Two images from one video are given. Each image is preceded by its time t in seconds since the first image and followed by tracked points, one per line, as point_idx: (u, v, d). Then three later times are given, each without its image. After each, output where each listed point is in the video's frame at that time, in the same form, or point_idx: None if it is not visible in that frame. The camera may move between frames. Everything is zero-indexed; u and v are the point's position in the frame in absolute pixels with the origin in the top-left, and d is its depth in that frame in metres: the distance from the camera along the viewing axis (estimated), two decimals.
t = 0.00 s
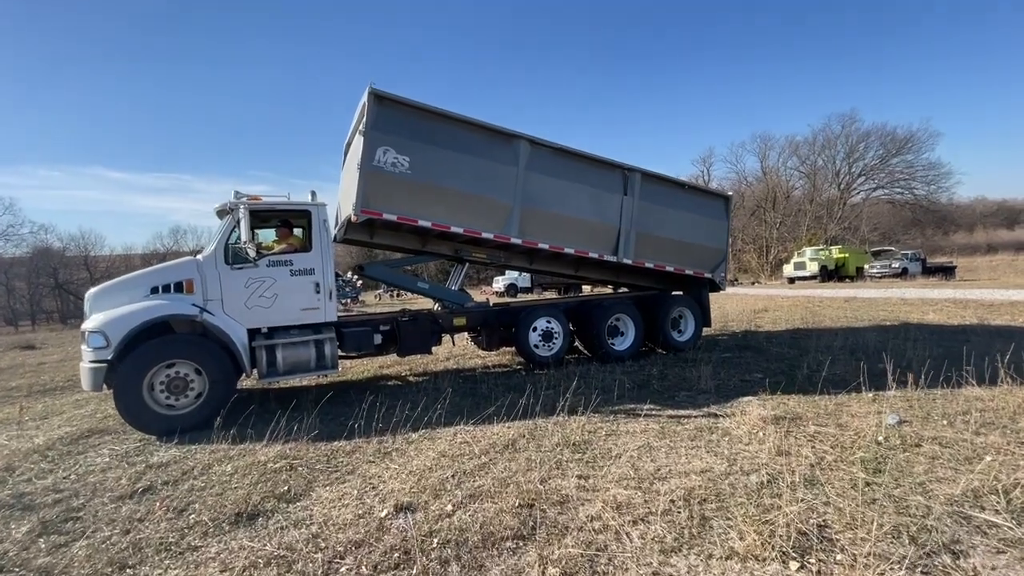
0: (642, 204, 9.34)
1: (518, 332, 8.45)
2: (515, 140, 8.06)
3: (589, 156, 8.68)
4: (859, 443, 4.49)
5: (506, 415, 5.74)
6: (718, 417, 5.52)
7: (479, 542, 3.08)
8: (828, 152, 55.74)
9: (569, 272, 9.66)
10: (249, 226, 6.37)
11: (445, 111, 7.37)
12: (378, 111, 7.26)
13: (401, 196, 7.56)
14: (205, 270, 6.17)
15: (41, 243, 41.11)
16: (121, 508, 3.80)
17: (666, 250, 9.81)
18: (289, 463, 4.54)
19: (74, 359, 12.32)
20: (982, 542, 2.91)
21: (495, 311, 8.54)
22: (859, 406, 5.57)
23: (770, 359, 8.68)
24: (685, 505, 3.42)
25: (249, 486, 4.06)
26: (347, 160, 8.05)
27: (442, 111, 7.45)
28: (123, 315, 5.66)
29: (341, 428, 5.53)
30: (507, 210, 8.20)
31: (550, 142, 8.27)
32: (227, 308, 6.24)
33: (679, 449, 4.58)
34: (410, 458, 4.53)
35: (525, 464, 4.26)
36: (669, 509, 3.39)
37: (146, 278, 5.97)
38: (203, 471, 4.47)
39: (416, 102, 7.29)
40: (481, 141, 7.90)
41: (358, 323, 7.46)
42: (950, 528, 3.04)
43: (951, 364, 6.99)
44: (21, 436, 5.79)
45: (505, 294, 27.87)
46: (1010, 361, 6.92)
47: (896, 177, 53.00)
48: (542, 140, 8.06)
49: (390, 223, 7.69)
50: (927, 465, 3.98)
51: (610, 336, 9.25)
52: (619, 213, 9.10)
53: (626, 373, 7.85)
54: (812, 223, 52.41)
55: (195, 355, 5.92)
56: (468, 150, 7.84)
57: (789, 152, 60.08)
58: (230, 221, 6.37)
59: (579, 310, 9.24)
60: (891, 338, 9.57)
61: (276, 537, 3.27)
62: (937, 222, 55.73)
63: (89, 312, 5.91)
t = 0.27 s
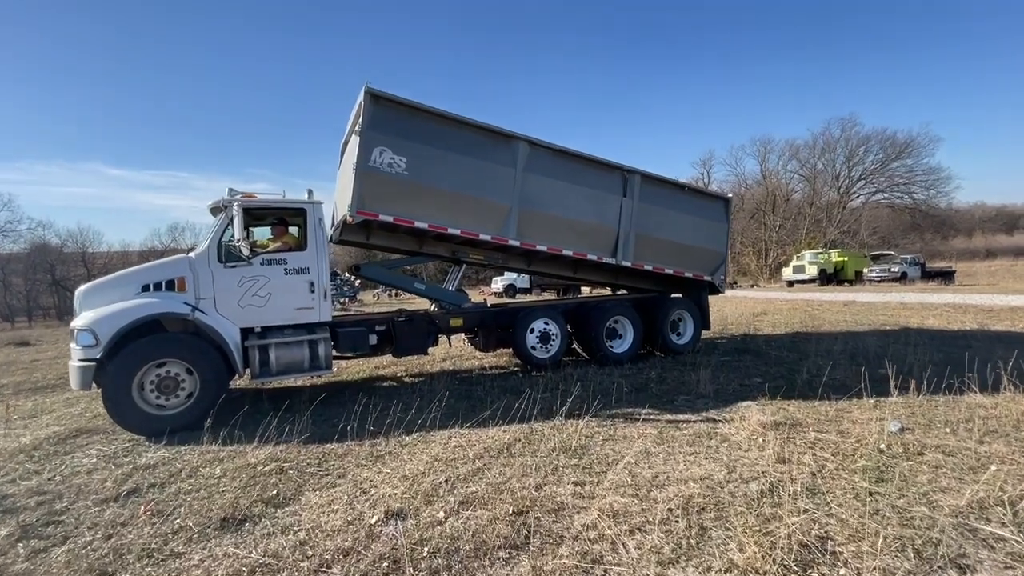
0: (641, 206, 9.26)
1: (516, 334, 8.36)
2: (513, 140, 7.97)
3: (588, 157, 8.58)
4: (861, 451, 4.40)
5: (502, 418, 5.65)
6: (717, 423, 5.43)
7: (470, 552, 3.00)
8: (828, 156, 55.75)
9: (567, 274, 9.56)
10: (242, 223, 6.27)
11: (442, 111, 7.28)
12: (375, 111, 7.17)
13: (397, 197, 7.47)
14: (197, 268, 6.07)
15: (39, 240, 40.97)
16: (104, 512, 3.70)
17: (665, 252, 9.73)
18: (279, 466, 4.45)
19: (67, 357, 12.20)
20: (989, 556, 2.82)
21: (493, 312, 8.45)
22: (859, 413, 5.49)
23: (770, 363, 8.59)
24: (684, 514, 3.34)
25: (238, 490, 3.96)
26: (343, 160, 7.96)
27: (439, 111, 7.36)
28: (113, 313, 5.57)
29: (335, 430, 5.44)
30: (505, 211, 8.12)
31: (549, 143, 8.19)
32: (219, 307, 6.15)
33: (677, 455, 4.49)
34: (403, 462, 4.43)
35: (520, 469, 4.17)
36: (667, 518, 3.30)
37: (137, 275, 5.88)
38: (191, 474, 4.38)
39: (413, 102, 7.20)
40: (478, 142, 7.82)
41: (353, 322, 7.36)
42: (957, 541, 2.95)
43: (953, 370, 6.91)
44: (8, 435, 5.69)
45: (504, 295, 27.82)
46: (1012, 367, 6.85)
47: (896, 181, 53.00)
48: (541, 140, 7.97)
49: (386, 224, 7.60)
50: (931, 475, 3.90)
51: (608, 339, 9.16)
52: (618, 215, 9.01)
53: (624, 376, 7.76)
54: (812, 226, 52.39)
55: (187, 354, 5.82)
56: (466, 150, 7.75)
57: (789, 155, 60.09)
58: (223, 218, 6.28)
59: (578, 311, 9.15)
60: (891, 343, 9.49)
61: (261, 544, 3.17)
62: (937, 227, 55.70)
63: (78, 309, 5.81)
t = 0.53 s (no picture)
0: (640, 206, 9.16)
1: (513, 333, 8.26)
2: (511, 139, 7.87)
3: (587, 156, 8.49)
4: (864, 456, 4.31)
5: (498, 419, 5.55)
6: (716, 425, 5.34)
7: (462, 558, 2.90)
8: (827, 159, 55.77)
9: (565, 274, 9.46)
10: (236, 218, 6.17)
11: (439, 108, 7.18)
12: (371, 108, 7.07)
13: (393, 195, 7.36)
14: (189, 263, 5.96)
15: (34, 234, 40.75)
16: (86, 512, 3.60)
17: (664, 252, 9.64)
18: (269, 466, 4.34)
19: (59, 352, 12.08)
20: (998, 567, 2.74)
21: (490, 312, 8.35)
22: (861, 417, 5.40)
23: (769, 365, 8.51)
24: (683, 520, 3.24)
25: (225, 490, 3.86)
26: (339, 158, 7.85)
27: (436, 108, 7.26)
28: (101, 308, 5.46)
29: (327, 429, 5.34)
30: (503, 211, 8.02)
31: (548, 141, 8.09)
32: (211, 303, 6.04)
33: (676, 458, 4.40)
34: (396, 463, 4.33)
35: (515, 471, 4.07)
36: (665, 524, 3.20)
37: (128, 270, 5.76)
38: (178, 473, 4.27)
39: (409, 99, 7.10)
40: (476, 140, 7.72)
41: (348, 320, 7.26)
42: (965, 551, 2.86)
43: (954, 374, 6.83)
44: None
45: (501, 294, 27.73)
46: (1014, 372, 6.77)
47: (895, 184, 53.03)
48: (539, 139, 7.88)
49: (381, 223, 7.49)
50: (936, 481, 3.81)
51: (606, 339, 9.07)
52: (617, 215, 8.92)
53: (622, 377, 7.67)
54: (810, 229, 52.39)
55: (177, 351, 5.71)
56: (463, 148, 7.65)
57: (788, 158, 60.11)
58: (216, 212, 6.17)
59: (576, 311, 9.05)
60: (891, 346, 9.42)
61: (247, 548, 3.08)
62: (935, 230, 55.72)
63: (67, 304, 5.70)
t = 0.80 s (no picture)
0: (638, 205, 9.09)
1: (508, 331, 8.18)
2: (508, 136, 7.79)
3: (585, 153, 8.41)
4: (863, 459, 4.24)
5: (492, 418, 5.47)
6: (713, 426, 5.27)
7: (451, 561, 2.83)
8: (825, 161, 55.82)
9: (562, 273, 9.38)
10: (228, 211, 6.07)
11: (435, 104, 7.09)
12: (365, 104, 6.98)
13: (388, 192, 7.27)
14: (180, 257, 5.86)
15: (29, 228, 40.47)
16: (67, 511, 3.51)
17: (662, 252, 9.57)
18: (257, 464, 4.26)
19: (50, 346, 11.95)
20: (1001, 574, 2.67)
21: (485, 310, 8.26)
22: (859, 419, 5.34)
23: (766, 366, 8.45)
24: (679, 523, 3.17)
25: (211, 489, 3.77)
26: (333, 154, 7.76)
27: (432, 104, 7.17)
28: (89, 302, 5.36)
29: (318, 427, 5.25)
30: (499, 209, 7.93)
31: (545, 138, 8.01)
32: (202, 297, 5.94)
33: (672, 460, 4.33)
34: (387, 462, 4.25)
35: (508, 471, 3.99)
36: (661, 527, 3.13)
37: (116, 263, 5.66)
38: (163, 471, 4.18)
39: (404, 94, 7.01)
40: (472, 137, 7.64)
41: (341, 317, 7.16)
42: (967, 559, 2.79)
43: (953, 377, 6.77)
44: None
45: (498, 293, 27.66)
46: (1013, 375, 6.72)
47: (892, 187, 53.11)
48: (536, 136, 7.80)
49: (376, 221, 7.40)
50: (935, 485, 3.74)
51: (602, 338, 9.00)
52: (615, 213, 8.84)
53: (618, 376, 7.60)
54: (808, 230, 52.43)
55: (166, 346, 5.61)
56: (459, 145, 7.56)
57: (786, 159, 60.16)
58: (208, 205, 6.07)
59: (572, 310, 8.97)
60: (889, 348, 9.37)
61: (230, 550, 2.99)
62: (932, 233, 55.83)
63: (54, 297, 5.59)
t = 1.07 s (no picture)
0: (636, 204, 9.03)
1: (505, 329, 8.13)
2: (505, 133, 7.72)
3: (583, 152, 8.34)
4: (862, 460, 4.19)
5: (488, 417, 5.41)
6: (711, 426, 5.22)
7: (445, 563, 2.77)
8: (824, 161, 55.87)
9: (560, 272, 9.32)
10: (222, 206, 5.99)
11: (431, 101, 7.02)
12: (361, 101, 6.90)
13: (384, 190, 7.20)
14: (173, 252, 5.79)
15: (24, 223, 40.24)
16: (52, 509, 3.44)
17: (660, 251, 9.52)
18: (248, 462, 4.19)
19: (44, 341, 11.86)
20: None
21: (482, 308, 8.20)
22: (858, 420, 5.29)
23: (764, 366, 8.41)
24: (676, 525, 3.12)
25: (201, 488, 3.70)
26: (329, 151, 7.68)
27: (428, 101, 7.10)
28: (79, 296, 5.28)
29: (311, 425, 5.18)
30: (496, 207, 7.87)
31: (542, 136, 7.94)
32: (195, 293, 5.86)
33: (670, 460, 4.28)
34: (381, 461, 4.18)
35: (504, 471, 3.93)
36: (658, 530, 3.08)
37: (108, 258, 5.58)
38: (153, 469, 4.11)
39: (400, 91, 6.93)
40: (469, 135, 7.57)
41: (337, 314, 7.09)
42: (970, 564, 2.74)
43: (952, 378, 6.74)
44: None
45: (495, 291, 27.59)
46: (1011, 377, 6.69)
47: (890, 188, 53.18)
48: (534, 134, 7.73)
49: (372, 219, 7.33)
50: (936, 487, 3.69)
51: (600, 337, 8.95)
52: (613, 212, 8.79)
53: (616, 375, 7.55)
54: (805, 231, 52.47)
55: (158, 342, 5.53)
56: (456, 143, 7.49)
57: (784, 160, 60.21)
58: (202, 200, 5.99)
59: (570, 309, 8.91)
60: (887, 348, 9.34)
61: (219, 550, 2.93)
62: (929, 234, 55.88)
63: (44, 291, 5.51)
